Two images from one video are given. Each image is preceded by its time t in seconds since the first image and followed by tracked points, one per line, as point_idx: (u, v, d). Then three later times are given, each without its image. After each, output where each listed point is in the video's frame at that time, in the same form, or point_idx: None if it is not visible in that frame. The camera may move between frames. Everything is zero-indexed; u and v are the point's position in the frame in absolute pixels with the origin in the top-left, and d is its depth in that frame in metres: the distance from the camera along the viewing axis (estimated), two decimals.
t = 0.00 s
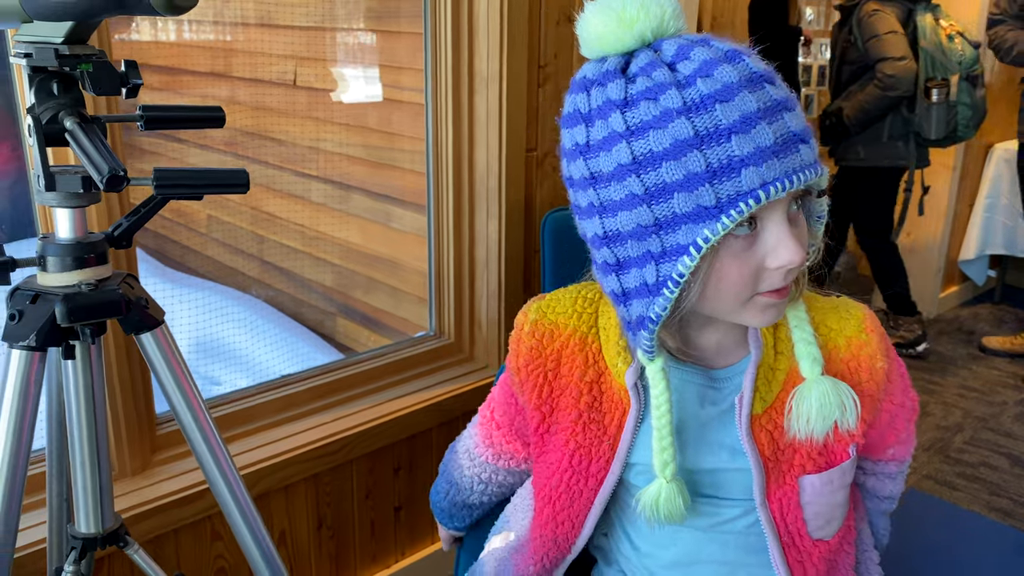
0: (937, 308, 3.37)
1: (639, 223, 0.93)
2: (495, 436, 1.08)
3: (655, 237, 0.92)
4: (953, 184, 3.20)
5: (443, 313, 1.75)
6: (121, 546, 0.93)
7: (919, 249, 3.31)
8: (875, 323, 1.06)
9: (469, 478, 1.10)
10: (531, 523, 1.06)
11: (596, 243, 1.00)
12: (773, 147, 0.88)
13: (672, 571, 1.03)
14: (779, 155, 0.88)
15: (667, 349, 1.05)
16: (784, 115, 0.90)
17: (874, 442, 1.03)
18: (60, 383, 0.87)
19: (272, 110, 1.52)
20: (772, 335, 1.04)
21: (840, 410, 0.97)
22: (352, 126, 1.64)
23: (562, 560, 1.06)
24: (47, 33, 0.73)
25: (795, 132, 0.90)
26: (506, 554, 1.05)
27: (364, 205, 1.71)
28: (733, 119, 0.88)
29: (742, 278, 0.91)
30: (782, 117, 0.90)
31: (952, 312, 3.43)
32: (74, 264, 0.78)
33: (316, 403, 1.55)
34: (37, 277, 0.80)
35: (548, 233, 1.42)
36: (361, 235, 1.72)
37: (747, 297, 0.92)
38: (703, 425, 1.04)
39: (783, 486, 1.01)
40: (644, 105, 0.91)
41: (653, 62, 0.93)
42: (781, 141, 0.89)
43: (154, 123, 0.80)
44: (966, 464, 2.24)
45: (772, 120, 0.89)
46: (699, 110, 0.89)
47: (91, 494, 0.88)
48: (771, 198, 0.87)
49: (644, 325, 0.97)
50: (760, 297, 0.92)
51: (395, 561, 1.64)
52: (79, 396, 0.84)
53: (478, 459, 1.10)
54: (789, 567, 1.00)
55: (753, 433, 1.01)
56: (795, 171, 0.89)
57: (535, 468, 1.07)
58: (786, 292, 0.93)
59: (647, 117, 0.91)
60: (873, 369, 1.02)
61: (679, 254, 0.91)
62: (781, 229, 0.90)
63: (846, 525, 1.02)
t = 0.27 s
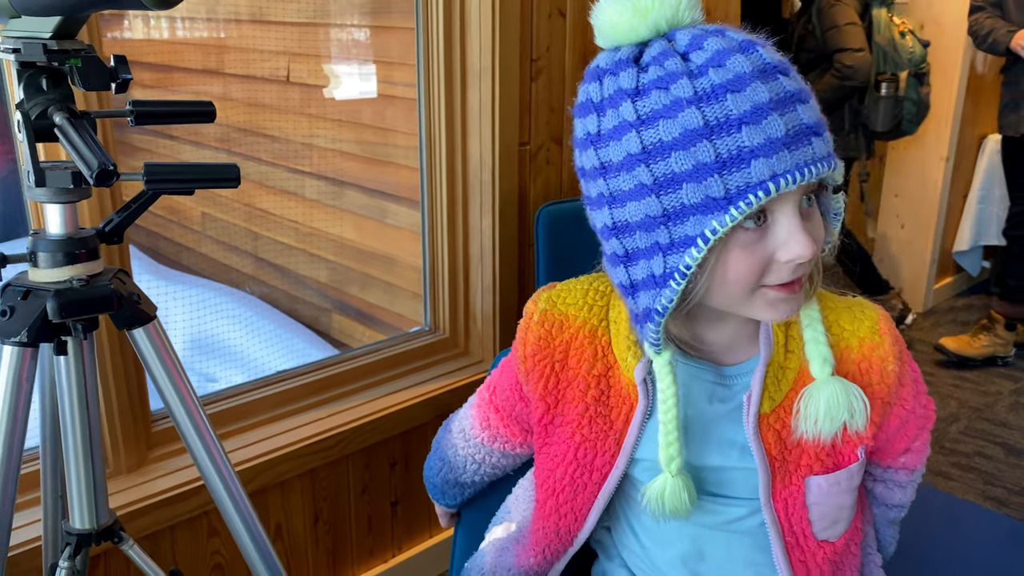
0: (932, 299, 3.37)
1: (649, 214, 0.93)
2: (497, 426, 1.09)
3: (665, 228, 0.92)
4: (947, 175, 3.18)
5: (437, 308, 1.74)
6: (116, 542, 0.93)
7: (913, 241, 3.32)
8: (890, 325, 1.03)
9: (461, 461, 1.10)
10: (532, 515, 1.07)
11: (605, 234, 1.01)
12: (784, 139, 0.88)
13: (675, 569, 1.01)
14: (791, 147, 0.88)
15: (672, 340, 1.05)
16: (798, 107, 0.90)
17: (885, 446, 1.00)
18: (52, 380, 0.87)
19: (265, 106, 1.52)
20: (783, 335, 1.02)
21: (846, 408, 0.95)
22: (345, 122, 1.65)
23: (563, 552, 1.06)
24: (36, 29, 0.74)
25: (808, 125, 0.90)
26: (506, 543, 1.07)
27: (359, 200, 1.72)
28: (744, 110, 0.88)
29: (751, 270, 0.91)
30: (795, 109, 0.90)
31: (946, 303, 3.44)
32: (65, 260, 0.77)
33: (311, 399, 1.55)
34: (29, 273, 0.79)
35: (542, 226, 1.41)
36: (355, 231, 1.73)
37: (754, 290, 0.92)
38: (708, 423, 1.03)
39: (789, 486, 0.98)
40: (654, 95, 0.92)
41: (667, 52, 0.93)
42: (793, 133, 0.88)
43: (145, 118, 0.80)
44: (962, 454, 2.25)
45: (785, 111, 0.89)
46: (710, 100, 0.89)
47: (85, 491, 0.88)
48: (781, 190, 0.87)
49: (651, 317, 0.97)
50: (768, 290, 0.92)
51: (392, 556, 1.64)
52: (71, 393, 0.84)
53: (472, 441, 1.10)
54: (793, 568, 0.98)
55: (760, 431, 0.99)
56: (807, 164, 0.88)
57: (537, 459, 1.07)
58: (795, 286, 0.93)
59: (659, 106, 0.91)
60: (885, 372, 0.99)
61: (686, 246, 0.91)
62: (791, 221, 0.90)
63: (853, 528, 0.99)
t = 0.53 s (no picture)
0: (920, 290, 3.38)
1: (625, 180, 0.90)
2: (499, 420, 1.03)
3: (634, 194, 0.89)
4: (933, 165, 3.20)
5: (425, 303, 1.74)
6: (96, 542, 0.93)
7: (901, 232, 3.32)
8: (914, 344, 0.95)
9: (460, 455, 1.05)
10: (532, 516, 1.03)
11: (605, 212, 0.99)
12: (742, 102, 0.82)
13: None
14: (748, 110, 0.82)
15: (659, 324, 1.01)
16: (772, 75, 0.84)
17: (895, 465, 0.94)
18: (29, 381, 0.86)
19: (251, 102, 1.50)
20: (797, 350, 0.94)
21: (860, 450, 0.87)
22: (330, 117, 1.62)
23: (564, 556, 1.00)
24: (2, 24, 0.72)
25: (778, 92, 0.83)
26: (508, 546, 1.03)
27: (343, 195, 1.70)
28: (704, 74, 0.84)
29: (708, 237, 0.87)
30: (765, 77, 0.84)
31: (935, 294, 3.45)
32: (38, 259, 0.77)
33: (296, 396, 1.54)
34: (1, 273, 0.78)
35: (528, 220, 1.41)
36: (341, 227, 1.71)
37: (715, 261, 0.88)
38: (721, 436, 0.95)
39: (796, 503, 0.92)
40: (638, 67, 0.90)
41: (664, 31, 0.90)
42: (753, 97, 0.83)
43: (118, 114, 0.79)
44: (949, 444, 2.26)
45: (751, 77, 0.84)
46: (679, 65, 0.86)
47: (64, 492, 0.88)
48: (733, 152, 0.82)
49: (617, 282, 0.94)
50: (726, 262, 0.87)
51: (380, 552, 1.64)
52: (48, 394, 0.83)
53: (469, 431, 1.04)
54: None
55: (768, 447, 0.93)
56: (769, 129, 0.82)
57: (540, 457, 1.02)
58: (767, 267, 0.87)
59: (639, 75, 0.89)
60: (902, 394, 0.91)
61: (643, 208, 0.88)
62: (757, 189, 0.85)
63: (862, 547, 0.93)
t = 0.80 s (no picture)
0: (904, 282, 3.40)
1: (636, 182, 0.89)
2: (498, 430, 1.01)
3: (643, 197, 0.88)
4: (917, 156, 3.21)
5: (409, 299, 1.73)
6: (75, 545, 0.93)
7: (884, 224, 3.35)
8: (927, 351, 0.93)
9: (452, 465, 1.03)
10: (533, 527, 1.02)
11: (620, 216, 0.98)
12: (749, 109, 0.81)
13: None
14: (754, 118, 0.80)
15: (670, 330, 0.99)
16: (781, 85, 0.82)
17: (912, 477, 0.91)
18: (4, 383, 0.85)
19: (234, 98, 1.49)
20: (813, 352, 0.93)
21: (880, 471, 0.84)
22: (313, 113, 1.62)
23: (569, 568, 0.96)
24: None
25: (785, 102, 0.81)
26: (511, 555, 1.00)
27: (327, 191, 1.70)
28: (714, 80, 0.83)
29: (709, 242, 0.86)
30: (774, 86, 0.82)
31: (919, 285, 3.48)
32: (11, 259, 0.75)
33: (281, 394, 1.53)
34: None
35: (512, 214, 1.41)
36: (325, 223, 1.71)
37: (716, 266, 0.87)
38: (736, 439, 0.92)
39: (806, 506, 0.89)
40: (655, 73, 0.89)
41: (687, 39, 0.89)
42: (761, 106, 0.81)
43: (92, 113, 0.78)
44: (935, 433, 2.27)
45: (761, 86, 0.81)
46: (692, 71, 0.85)
47: (42, 495, 0.87)
48: (735, 159, 0.80)
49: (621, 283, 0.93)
50: (727, 268, 0.86)
51: (367, 549, 1.64)
52: (24, 395, 0.82)
53: (461, 441, 1.03)
54: None
55: (782, 449, 0.90)
56: (773, 137, 0.80)
57: (547, 466, 0.99)
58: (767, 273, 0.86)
59: (655, 80, 0.88)
60: (913, 399, 0.89)
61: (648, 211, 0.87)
62: (761, 195, 0.83)
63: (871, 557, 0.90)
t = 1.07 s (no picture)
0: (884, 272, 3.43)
1: (642, 177, 0.90)
2: (497, 443, 1.01)
3: (650, 192, 0.88)
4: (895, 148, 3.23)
5: (388, 295, 1.71)
6: (44, 549, 0.90)
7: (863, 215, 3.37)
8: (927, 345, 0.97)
9: (450, 482, 1.02)
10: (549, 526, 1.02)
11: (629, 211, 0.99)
12: (756, 105, 0.81)
13: None
14: (760, 114, 0.81)
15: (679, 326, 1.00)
16: (789, 80, 0.82)
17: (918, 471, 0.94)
18: None
19: (208, 94, 1.56)
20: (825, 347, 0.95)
21: (893, 463, 0.87)
22: (291, 109, 1.69)
23: None
24: None
25: (793, 98, 0.81)
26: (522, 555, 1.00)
27: (308, 188, 1.75)
28: (722, 76, 0.83)
29: (715, 237, 0.86)
30: (782, 82, 0.82)
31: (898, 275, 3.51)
32: None
33: (260, 392, 1.51)
34: None
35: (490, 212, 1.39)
36: (304, 219, 1.77)
37: (722, 261, 0.87)
38: (753, 435, 0.93)
39: (819, 500, 0.92)
40: (665, 69, 0.89)
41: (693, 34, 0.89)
42: (768, 101, 0.81)
43: (54, 110, 0.77)
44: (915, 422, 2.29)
45: (769, 81, 0.82)
46: (699, 66, 0.85)
47: (8, 499, 0.86)
48: (741, 154, 0.81)
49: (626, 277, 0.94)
50: (733, 263, 0.87)
51: (348, 547, 1.63)
52: None
53: (461, 456, 1.01)
54: None
55: (799, 445, 0.92)
56: (780, 132, 0.80)
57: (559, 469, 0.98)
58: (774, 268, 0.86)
59: (664, 76, 0.89)
60: (917, 392, 0.93)
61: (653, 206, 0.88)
62: (768, 191, 0.84)
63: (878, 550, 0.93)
